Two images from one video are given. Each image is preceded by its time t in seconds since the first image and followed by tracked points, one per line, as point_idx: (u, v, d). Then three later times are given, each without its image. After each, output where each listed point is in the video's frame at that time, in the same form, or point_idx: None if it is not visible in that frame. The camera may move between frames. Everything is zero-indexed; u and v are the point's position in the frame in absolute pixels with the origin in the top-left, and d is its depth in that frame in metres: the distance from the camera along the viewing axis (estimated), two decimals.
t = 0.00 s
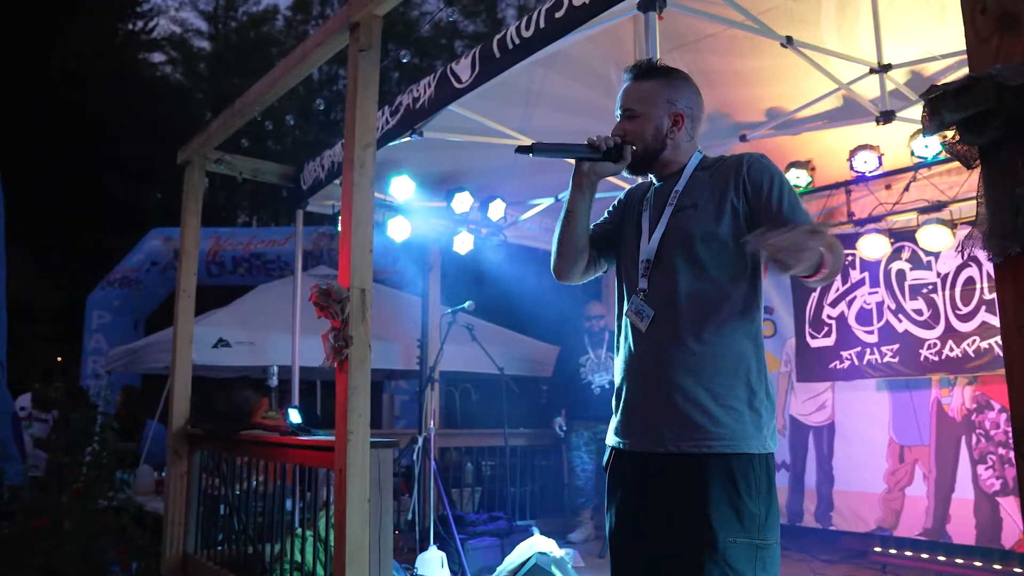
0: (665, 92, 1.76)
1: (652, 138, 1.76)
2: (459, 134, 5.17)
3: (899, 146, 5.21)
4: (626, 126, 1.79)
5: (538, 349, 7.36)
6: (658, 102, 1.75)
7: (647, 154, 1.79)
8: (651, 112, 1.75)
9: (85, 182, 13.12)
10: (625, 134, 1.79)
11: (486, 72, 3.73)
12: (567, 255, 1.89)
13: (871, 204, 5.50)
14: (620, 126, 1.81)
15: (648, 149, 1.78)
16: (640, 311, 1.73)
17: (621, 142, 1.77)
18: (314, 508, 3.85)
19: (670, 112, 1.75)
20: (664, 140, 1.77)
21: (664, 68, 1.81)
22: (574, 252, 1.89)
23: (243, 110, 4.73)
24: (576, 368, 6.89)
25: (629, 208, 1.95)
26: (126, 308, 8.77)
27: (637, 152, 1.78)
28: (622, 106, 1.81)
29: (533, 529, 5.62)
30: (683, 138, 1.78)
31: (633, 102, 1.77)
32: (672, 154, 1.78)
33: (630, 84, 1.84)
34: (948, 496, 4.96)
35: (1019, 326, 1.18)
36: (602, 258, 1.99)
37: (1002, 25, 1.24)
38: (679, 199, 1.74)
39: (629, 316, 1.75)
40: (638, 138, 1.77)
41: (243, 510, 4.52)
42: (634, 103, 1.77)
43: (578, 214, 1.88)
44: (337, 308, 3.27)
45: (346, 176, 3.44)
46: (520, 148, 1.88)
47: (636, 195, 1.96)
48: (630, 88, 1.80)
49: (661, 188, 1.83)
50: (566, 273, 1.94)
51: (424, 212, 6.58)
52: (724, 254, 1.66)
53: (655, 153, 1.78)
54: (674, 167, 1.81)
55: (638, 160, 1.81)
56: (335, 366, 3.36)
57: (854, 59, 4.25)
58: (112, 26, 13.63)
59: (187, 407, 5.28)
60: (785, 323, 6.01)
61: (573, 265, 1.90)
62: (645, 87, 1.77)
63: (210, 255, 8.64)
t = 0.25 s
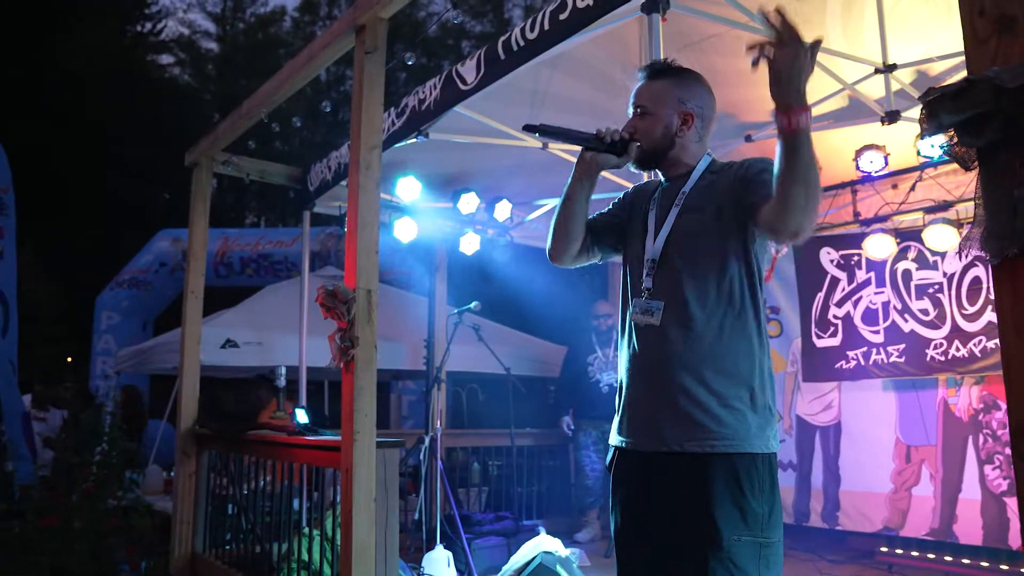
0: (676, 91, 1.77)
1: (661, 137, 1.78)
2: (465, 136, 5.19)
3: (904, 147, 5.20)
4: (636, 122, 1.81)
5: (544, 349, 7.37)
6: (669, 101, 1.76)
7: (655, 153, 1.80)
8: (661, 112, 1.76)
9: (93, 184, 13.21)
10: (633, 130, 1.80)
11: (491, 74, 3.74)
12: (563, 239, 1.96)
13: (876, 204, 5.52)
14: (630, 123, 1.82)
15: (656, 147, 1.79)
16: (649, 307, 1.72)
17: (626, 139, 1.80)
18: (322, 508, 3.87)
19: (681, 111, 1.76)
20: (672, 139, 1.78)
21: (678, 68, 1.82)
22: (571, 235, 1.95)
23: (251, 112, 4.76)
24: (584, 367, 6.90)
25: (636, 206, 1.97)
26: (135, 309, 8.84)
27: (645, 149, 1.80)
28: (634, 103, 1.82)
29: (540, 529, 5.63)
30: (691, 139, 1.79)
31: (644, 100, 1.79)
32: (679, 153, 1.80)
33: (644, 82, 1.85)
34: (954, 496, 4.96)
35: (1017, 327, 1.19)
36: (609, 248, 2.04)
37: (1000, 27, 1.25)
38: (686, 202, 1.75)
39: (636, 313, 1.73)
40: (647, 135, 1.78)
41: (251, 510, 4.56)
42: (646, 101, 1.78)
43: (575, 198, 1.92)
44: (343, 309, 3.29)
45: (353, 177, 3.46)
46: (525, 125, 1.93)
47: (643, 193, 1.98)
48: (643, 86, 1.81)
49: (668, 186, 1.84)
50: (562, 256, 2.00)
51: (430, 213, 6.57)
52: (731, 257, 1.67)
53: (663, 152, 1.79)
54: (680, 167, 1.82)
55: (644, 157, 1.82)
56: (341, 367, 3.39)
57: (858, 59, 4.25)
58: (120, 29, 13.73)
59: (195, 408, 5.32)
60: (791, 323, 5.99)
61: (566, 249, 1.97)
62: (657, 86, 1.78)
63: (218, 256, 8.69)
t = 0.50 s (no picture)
0: (671, 92, 1.83)
1: (653, 137, 1.84)
2: (469, 137, 5.21)
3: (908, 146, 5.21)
4: (632, 126, 1.90)
5: (548, 348, 7.37)
6: (662, 103, 1.83)
7: (651, 154, 1.86)
8: (653, 112, 1.83)
9: (100, 185, 13.28)
10: (630, 133, 1.88)
11: (494, 75, 3.76)
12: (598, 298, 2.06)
13: (880, 203, 5.51)
14: (629, 127, 1.91)
15: (650, 147, 1.85)
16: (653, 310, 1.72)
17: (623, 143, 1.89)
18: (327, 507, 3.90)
19: (674, 111, 1.82)
20: (666, 138, 1.83)
21: (676, 72, 1.88)
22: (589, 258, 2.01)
23: (256, 113, 4.79)
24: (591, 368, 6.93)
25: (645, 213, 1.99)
26: (141, 310, 8.90)
27: (640, 151, 1.87)
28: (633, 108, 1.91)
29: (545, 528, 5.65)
30: (687, 137, 1.82)
31: (640, 103, 1.87)
32: (675, 152, 1.83)
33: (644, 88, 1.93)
34: (959, 496, 4.96)
35: (1011, 325, 1.20)
36: (623, 258, 2.11)
37: (996, 30, 1.26)
38: (688, 206, 1.77)
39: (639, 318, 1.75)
40: (641, 137, 1.86)
41: (257, 509, 4.59)
42: (641, 104, 1.87)
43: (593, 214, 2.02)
44: (348, 310, 3.31)
45: (357, 178, 3.49)
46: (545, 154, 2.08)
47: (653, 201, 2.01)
48: (641, 91, 1.89)
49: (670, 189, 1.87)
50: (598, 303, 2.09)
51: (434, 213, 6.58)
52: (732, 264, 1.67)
53: (658, 153, 1.85)
54: (680, 169, 1.85)
55: (641, 159, 1.89)
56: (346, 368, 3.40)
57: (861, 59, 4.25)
58: (126, 30, 13.79)
59: (201, 408, 5.35)
60: (795, 322, 5.98)
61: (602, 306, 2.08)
62: (652, 89, 1.86)
63: (225, 257, 8.74)
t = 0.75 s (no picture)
0: (665, 91, 1.86)
1: (647, 133, 1.87)
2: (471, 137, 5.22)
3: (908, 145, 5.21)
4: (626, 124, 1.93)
5: (552, 348, 7.43)
6: (655, 100, 1.87)
7: (643, 150, 1.89)
8: (645, 109, 1.87)
9: (104, 186, 13.32)
10: (624, 129, 1.92)
11: (495, 76, 3.78)
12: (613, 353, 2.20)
13: (880, 204, 5.57)
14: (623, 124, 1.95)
15: (642, 143, 1.88)
16: (647, 318, 1.77)
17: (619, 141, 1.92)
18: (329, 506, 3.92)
19: (666, 108, 1.85)
20: (658, 135, 1.86)
21: (670, 70, 1.91)
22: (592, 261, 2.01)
23: (259, 114, 4.81)
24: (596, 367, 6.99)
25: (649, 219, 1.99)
26: (145, 310, 8.94)
27: (633, 148, 1.91)
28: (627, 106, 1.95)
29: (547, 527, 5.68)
30: (678, 134, 1.85)
31: (635, 101, 1.90)
32: (667, 149, 1.86)
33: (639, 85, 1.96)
34: (960, 495, 4.95)
35: (1005, 324, 1.21)
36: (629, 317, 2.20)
37: (990, 32, 1.27)
38: (682, 209, 1.78)
39: (635, 325, 1.79)
40: (634, 132, 1.89)
41: (261, 508, 4.61)
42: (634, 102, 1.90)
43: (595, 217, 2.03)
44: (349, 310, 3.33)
45: (358, 179, 3.50)
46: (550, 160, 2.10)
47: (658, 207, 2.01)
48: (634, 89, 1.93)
49: (666, 189, 1.88)
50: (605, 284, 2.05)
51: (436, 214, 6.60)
52: (727, 267, 1.68)
53: (651, 150, 1.88)
54: (674, 169, 1.87)
55: (634, 156, 1.92)
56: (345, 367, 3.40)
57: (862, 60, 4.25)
58: (129, 32, 13.84)
59: (204, 409, 5.37)
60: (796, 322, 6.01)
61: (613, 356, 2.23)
62: (647, 87, 1.89)
63: (228, 257, 8.76)
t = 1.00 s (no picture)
0: (662, 91, 1.88)
1: (644, 131, 1.88)
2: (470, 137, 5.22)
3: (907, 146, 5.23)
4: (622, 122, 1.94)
5: (559, 349, 7.49)
6: (653, 100, 1.88)
7: (640, 148, 1.90)
8: (643, 108, 1.88)
9: (104, 185, 13.35)
10: (620, 127, 1.92)
11: (493, 75, 3.78)
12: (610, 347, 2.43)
13: (878, 203, 5.60)
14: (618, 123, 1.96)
15: (638, 142, 1.89)
16: (647, 316, 1.77)
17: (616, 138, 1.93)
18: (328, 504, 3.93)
19: (664, 108, 1.86)
20: (655, 135, 1.87)
21: (666, 71, 1.93)
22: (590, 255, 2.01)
23: (258, 113, 4.82)
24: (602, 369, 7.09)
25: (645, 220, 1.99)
26: (145, 310, 8.95)
27: (629, 147, 1.91)
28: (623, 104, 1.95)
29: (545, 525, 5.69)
30: (676, 134, 1.86)
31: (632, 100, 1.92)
32: (664, 149, 1.87)
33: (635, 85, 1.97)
34: (958, 494, 4.95)
35: (995, 321, 1.22)
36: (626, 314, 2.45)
37: (981, 33, 1.28)
38: (679, 207, 1.79)
39: (635, 323, 1.79)
40: (631, 131, 1.90)
41: (260, 507, 4.61)
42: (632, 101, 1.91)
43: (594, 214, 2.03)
44: (348, 310, 3.35)
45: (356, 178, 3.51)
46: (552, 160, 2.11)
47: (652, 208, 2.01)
48: (631, 88, 1.94)
49: (660, 187, 1.89)
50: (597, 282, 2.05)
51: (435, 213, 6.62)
52: (727, 263, 1.69)
53: (647, 148, 1.89)
54: (669, 169, 1.88)
55: (630, 155, 1.93)
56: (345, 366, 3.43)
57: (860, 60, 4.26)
58: (130, 32, 13.87)
59: (204, 408, 5.39)
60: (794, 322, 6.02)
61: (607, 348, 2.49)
62: (644, 86, 1.90)
63: (228, 256, 8.77)
